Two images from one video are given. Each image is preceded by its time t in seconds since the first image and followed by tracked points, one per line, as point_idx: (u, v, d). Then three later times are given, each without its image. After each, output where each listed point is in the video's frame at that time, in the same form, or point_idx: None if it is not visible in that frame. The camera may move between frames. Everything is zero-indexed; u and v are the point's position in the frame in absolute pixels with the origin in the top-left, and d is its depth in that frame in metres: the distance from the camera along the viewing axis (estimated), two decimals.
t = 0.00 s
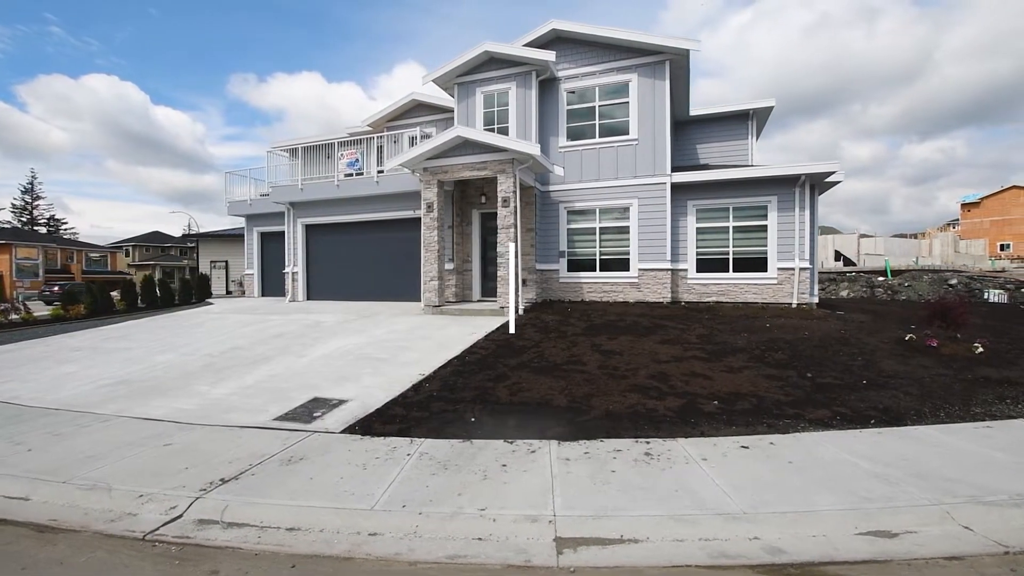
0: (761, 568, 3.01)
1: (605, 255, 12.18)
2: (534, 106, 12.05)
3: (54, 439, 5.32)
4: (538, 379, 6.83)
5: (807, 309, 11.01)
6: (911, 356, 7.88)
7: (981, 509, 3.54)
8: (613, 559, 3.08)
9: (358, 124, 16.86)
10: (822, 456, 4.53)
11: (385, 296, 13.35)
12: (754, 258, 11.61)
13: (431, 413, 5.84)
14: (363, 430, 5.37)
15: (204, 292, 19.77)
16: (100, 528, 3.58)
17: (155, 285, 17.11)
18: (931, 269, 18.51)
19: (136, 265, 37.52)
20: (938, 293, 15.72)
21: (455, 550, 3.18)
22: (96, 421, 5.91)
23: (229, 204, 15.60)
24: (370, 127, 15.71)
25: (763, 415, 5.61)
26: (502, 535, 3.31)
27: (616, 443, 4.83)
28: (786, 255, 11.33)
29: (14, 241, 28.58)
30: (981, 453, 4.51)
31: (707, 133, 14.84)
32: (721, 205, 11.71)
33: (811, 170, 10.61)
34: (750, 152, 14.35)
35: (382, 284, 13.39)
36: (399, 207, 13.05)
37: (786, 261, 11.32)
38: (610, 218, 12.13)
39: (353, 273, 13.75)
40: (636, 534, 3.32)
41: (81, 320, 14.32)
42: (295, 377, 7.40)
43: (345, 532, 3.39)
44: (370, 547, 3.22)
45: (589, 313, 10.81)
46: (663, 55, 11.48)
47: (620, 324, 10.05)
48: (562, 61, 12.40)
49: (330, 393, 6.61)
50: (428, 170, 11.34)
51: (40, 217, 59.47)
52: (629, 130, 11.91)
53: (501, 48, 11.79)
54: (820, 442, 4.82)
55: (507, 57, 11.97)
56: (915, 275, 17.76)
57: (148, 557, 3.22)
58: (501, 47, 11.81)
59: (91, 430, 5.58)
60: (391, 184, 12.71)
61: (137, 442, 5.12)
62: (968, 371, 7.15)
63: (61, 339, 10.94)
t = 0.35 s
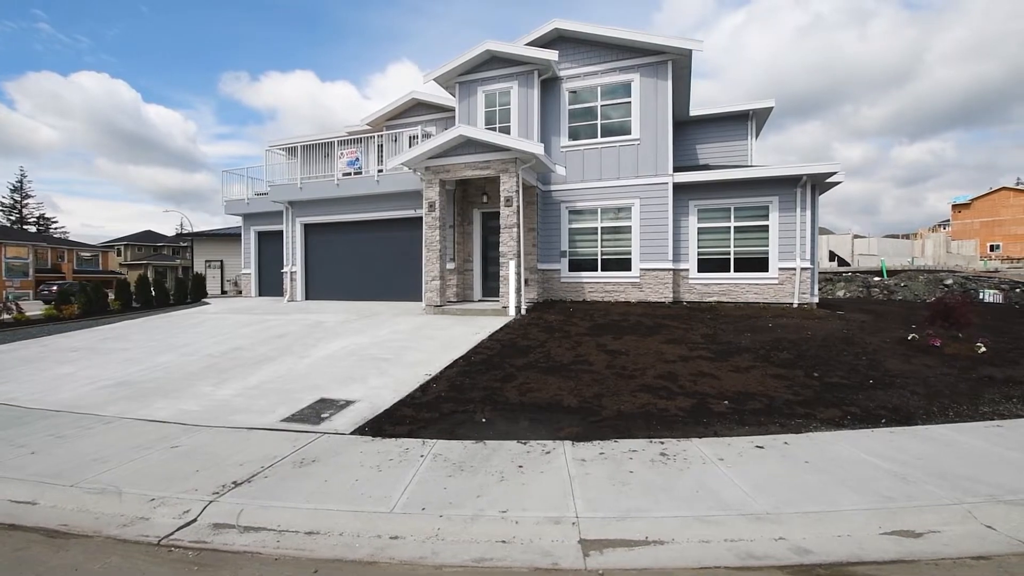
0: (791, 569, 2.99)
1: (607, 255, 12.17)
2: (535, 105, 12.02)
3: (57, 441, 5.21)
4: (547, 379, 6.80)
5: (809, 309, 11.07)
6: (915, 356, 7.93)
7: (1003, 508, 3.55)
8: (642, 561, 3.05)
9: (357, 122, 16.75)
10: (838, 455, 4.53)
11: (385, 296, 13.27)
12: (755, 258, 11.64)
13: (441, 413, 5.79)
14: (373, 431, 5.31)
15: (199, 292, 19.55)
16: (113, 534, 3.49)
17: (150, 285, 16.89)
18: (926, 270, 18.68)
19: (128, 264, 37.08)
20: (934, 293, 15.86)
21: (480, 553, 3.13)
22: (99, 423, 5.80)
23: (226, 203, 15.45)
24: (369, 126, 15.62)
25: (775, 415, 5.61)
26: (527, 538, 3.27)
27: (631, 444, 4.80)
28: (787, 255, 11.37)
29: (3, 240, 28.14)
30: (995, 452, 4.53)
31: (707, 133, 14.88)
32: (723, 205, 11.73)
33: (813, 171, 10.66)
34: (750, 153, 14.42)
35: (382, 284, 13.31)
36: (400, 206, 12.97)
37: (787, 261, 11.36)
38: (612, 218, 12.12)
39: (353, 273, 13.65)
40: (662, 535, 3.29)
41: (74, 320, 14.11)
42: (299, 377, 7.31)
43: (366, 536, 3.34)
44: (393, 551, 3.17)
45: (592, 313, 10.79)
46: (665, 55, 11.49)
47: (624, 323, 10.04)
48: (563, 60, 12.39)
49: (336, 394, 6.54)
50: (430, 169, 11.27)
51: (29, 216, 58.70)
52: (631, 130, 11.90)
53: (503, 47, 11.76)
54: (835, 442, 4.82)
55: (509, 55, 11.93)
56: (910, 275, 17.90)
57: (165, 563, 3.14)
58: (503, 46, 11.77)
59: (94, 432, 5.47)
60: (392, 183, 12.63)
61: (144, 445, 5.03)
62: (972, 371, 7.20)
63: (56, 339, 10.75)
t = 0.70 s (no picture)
0: (818, 569, 2.99)
1: (609, 255, 12.17)
2: (538, 105, 12.00)
3: (62, 444, 5.12)
4: (556, 379, 6.78)
5: (810, 309, 11.12)
6: (919, 355, 7.98)
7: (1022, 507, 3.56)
8: (669, 563, 3.03)
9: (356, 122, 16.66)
10: (853, 454, 4.55)
11: (386, 296, 13.20)
12: (757, 258, 11.68)
13: (451, 415, 5.75)
14: (384, 433, 5.26)
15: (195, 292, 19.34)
16: (127, 539, 3.42)
17: (145, 285, 16.70)
18: (921, 270, 18.83)
19: (121, 264, 36.67)
20: (931, 293, 15.98)
21: (505, 556, 3.10)
22: (103, 425, 5.70)
23: (223, 202, 15.30)
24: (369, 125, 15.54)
25: (785, 414, 5.62)
26: (552, 540, 3.24)
27: (646, 444, 4.79)
28: (788, 256, 11.42)
29: None
30: (1007, 451, 4.55)
31: (707, 134, 14.92)
32: (724, 205, 11.76)
33: (815, 171, 10.71)
34: (749, 154, 14.47)
35: (382, 284, 13.24)
36: (401, 206, 12.90)
37: (789, 262, 11.40)
38: (614, 218, 12.12)
39: (353, 273, 13.56)
40: (686, 537, 3.28)
41: (69, 321, 13.92)
42: (305, 378, 7.24)
43: (387, 539, 3.30)
44: (417, 555, 3.13)
45: (594, 313, 10.77)
46: (667, 56, 11.51)
47: (628, 323, 10.04)
48: (565, 60, 12.37)
49: (344, 395, 6.48)
50: (432, 168, 11.21)
51: (18, 215, 57.95)
52: (633, 130, 11.91)
53: (505, 46, 11.72)
54: (848, 442, 4.83)
55: (511, 55, 11.91)
56: (907, 275, 18.02)
57: (182, 569, 3.07)
58: (506, 46, 11.74)
59: (98, 435, 5.37)
60: (393, 183, 12.56)
61: (150, 448, 4.94)
62: (976, 370, 7.25)
63: (52, 340, 10.59)
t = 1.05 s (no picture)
0: (848, 569, 2.98)
1: (611, 255, 12.17)
2: (540, 105, 11.98)
3: (69, 447, 5.03)
4: (565, 380, 6.76)
5: (812, 309, 11.17)
6: (923, 354, 8.03)
7: None
8: (698, 564, 3.01)
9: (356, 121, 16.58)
10: (869, 453, 4.57)
11: (387, 297, 13.13)
12: (759, 258, 11.72)
13: (463, 415, 5.71)
14: (397, 434, 5.22)
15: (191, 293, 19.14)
16: (145, 544, 3.37)
17: (141, 285, 16.51)
18: (917, 270, 18.99)
19: (113, 264, 36.24)
20: (928, 293, 16.12)
21: (534, 558, 3.07)
22: (109, 427, 5.61)
23: (221, 201, 15.17)
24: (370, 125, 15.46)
25: (797, 414, 5.63)
26: (579, 542, 3.21)
27: (661, 444, 4.78)
28: (790, 256, 11.46)
29: None
30: (1021, 449, 4.58)
31: (707, 134, 14.97)
32: (726, 205, 11.79)
33: (817, 172, 10.77)
34: (749, 154, 14.53)
35: (383, 284, 13.17)
36: (402, 205, 12.84)
37: (790, 262, 11.45)
38: (616, 218, 12.12)
39: (353, 273, 13.48)
40: (713, 537, 3.26)
41: (64, 321, 13.74)
42: (311, 379, 7.18)
43: (411, 542, 3.26)
44: (443, 557, 3.10)
45: (598, 313, 10.76)
46: (670, 56, 11.53)
47: (632, 323, 10.04)
48: (568, 60, 12.36)
49: (352, 396, 6.42)
50: (435, 168, 11.16)
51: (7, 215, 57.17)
52: (635, 130, 11.92)
53: (508, 46, 11.71)
54: (862, 441, 4.85)
55: (514, 55, 11.89)
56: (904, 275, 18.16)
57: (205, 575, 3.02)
58: (509, 45, 11.71)
59: (105, 437, 5.29)
60: (394, 182, 12.49)
61: (160, 451, 4.87)
62: (980, 369, 7.30)
63: (49, 340, 10.44)
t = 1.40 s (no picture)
0: (876, 567, 2.98)
1: (613, 255, 12.18)
2: (543, 105, 11.97)
3: (77, 450, 4.95)
4: (574, 380, 6.74)
5: (813, 309, 11.23)
6: (926, 354, 8.09)
7: None
8: (727, 563, 3.00)
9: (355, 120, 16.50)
10: (883, 452, 4.59)
11: (388, 297, 13.06)
12: (760, 258, 11.78)
13: (475, 416, 5.68)
14: (410, 435, 5.18)
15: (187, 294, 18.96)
16: (164, 548, 3.31)
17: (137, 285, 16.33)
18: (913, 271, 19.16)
19: (106, 264, 35.84)
20: (925, 293, 16.26)
21: (561, 559, 3.05)
22: (115, 429, 5.53)
23: (219, 200, 15.05)
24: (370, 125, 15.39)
25: (808, 413, 5.65)
26: (605, 542, 3.20)
27: (677, 444, 4.77)
28: (791, 256, 11.53)
29: None
30: None
31: (707, 135, 15.01)
32: (728, 206, 11.84)
33: (819, 173, 10.83)
34: (749, 155, 14.59)
35: (384, 284, 13.11)
36: (404, 205, 12.79)
37: (791, 262, 11.51)
38: (618, 218, 12.13)
39: (354, 273, 13.40)
40: (738, 537, 3.26)
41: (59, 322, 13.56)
42: (318, 380, 7.12)
43: (436, 544, 3.23)
44: (470, 559, 3.07)
45: (601, 314, 10.76)
46: (672, 57, 11.55)
47: (636, 323, 10.05)
48: (570, 60, 12.36)
49: (361, 397, 6.37)
50: (438, 167, 11.12)
51: None
52: (638, 131, 11.94)
53: (510, 46, 11.69)
54: (876, 440, 4.86)
55: (517, 55, 11.87)
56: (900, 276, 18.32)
57: None
58: (511, 45, 11.70)
59: (112, 440, 5.21)
60: (396, 182, 12.43)
61: (170, 453, 4.80)
62: (984, 368, 7.36)
63: (47, 341, 10.30)
